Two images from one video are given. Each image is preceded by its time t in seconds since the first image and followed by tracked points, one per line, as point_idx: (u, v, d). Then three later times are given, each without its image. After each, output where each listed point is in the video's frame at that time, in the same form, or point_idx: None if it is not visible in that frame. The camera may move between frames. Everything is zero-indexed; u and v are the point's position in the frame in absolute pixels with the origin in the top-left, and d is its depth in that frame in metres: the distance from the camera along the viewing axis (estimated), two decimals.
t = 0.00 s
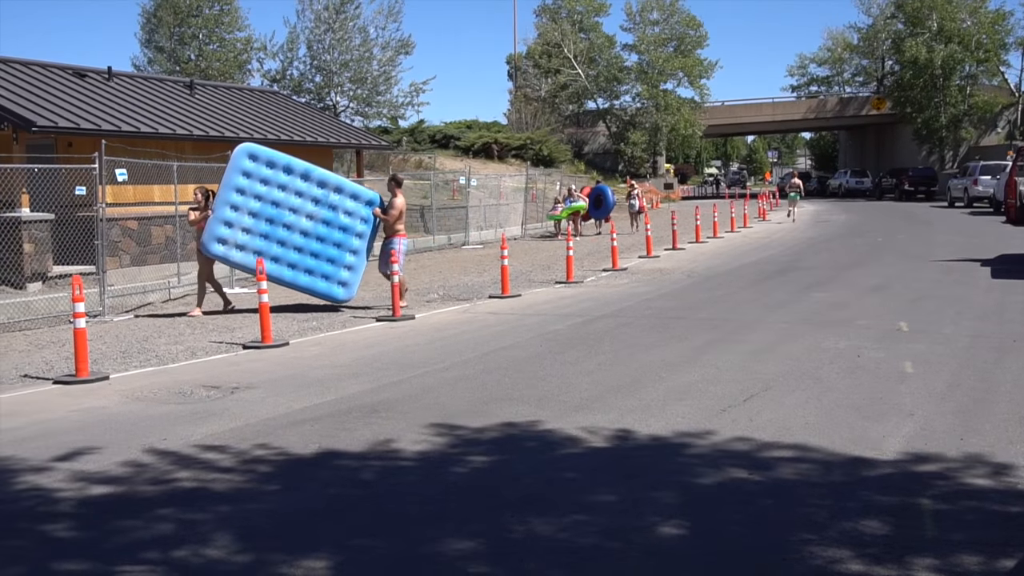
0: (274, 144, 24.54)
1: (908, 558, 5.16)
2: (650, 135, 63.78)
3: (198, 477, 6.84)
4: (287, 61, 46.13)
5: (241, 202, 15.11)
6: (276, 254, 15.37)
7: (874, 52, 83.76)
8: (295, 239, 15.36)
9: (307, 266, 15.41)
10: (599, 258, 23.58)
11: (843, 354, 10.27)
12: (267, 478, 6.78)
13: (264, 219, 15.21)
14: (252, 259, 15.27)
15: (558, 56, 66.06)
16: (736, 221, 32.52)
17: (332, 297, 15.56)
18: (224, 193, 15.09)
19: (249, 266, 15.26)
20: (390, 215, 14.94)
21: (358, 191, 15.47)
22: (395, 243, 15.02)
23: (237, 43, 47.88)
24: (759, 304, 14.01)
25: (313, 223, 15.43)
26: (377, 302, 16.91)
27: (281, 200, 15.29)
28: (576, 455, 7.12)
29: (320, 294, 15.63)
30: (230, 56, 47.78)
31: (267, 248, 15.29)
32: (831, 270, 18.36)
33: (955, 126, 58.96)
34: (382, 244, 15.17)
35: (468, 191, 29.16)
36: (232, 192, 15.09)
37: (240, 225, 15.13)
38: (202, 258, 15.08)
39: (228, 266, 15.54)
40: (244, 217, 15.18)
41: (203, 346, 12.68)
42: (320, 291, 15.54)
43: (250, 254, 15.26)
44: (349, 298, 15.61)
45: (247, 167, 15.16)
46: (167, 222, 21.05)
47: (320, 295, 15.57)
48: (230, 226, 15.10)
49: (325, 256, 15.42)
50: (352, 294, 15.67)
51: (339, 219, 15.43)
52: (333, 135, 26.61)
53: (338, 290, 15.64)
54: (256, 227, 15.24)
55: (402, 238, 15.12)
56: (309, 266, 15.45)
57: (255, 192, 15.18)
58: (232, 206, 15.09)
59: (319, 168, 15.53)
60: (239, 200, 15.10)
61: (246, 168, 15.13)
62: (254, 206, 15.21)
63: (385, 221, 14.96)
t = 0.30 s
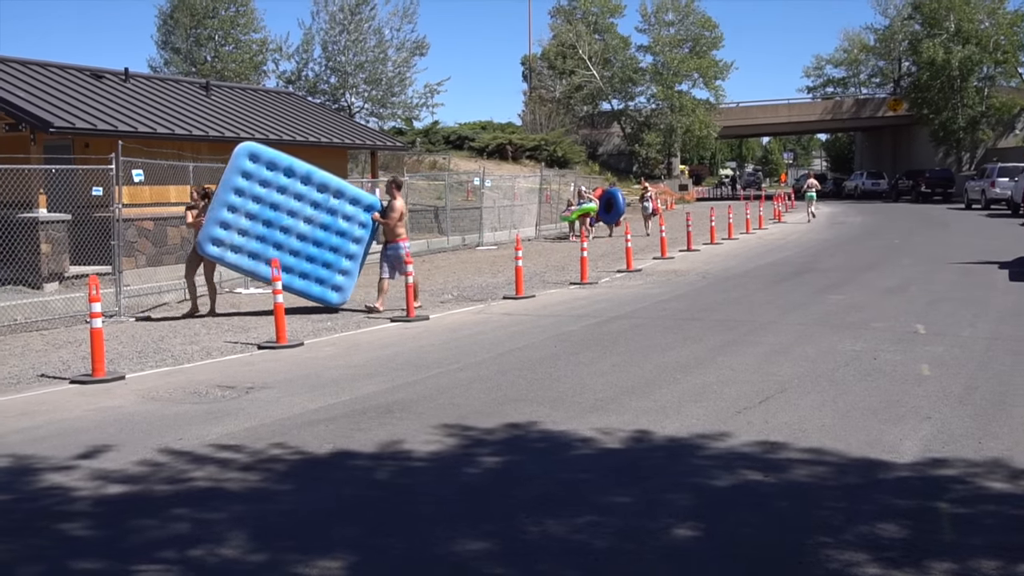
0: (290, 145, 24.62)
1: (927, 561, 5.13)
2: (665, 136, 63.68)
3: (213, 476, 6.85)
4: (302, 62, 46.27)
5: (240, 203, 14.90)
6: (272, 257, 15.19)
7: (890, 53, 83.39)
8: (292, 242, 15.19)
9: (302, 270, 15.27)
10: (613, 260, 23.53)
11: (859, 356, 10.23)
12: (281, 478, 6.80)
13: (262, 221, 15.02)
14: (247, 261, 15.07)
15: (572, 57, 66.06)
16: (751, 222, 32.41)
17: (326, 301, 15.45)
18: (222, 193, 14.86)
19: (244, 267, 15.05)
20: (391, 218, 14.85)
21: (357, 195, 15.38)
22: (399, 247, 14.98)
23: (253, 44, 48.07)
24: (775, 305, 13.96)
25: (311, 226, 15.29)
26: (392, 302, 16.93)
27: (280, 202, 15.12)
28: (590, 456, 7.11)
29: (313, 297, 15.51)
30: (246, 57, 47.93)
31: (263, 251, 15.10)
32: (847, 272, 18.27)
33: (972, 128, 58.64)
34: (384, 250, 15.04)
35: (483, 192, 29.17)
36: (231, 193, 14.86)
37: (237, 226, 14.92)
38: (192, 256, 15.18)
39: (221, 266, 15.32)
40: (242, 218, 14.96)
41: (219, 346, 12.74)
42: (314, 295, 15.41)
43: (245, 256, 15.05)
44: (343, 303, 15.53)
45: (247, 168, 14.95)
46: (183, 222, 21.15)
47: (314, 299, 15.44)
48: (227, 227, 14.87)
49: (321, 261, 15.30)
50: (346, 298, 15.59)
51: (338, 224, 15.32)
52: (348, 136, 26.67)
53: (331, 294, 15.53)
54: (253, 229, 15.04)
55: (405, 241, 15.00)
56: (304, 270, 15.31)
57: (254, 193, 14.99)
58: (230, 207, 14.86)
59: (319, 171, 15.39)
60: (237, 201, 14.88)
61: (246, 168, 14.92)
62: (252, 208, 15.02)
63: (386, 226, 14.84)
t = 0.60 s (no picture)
0: (300, 141, 24.65)
1: (939, 558, 5.11)
2: (674, 131, 63.55)
3: (226, 472, 6.87)
4: (311, 58, 46.33)
5: (229, 206, 14.44)
6: (262, 258, 14.85)
7: (901, 48, 83.04)
8: (282, 243, 14.87)
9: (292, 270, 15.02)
10: (623, 256, 23.50)
11: (870, 352, 10.20)
12: (292, 473, 6.81)
13: (251, 223, 14.61)
14: (237, 264, 14.71)
15: (582, 53, 66.02)
16: (761, 217, 32.30)
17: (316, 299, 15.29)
18: (211, 196, 14.34)
19: (233, 269, 14.69)
20: (382, 213, 14.82)
21: (348, 193, 15.09)
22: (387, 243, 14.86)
23: (262, 40, 48.13)
24: (786, 301, 13.92)
25: (301, 226, 14.97)
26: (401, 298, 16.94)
27: (269, 203, 14.70)
28: (601, 452, 7.10)
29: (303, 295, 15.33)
30: (255, 54, 47.99)
31: (252, 253, 14.75)
32: (858, 268, 18.21)
33: (983, 122, 58.35)
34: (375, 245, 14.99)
35: (492, 188, 29.17)
36: (220, 196, 14.36)
37: (226, 229, 14.48)
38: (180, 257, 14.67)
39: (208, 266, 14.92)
40: (230, 221, 14.53)
41: (230, 341, 12.79)
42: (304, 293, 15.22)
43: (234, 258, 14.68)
44: (332, 299, 15.41)
45: (236, 170, 14.41)
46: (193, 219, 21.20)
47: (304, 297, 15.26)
48: (215, 230, 14.42)
49: (312, 260, 15.06)
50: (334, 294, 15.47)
51: (328, 222, 15.04)
52: (357, 132, 26.71)
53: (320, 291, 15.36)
54: (242, 231, 14.61)
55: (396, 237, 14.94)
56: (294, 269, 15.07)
57: (243, 195, 14.51)
58: (219, 210, 14.39)
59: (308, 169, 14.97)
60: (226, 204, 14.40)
61: (234, 171, 14.37)
62: (240, 209, 14.57)
63: (377, 220, 14.80)
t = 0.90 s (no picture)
0: (312, 137, 24.69)
1: (955, 555, 5.09)
2: (686, 127, 63.40)
3: (241, 468, 6.89)
4: (323, 55, 46.38)
5: (223, 199, 14.24)
6: (258, 253, 14.67)
7: (914, 42, 82.57)
8: (278, 238, 14.69)
9: (289, 266, 14.85)
10: (636, 252, 23.46)
11: (885, 348, 10.15)
12: (306, 469, 6.82)
13: (246, 217, 14.42)
14: (232, 259, 14.51)
15: (594, 48, 65.92)
16: (774, 213, 32.20)
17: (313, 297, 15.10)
18: (205, 190, 14.14)
19: (228, 265, 14.51)
20: (379, 211, 14.55)
21: (344, 188, 14.88)
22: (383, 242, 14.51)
23: (274, 37, 48.21)
24: (799, 297, 13.87)
25: (297, 220, 14.77)
26: (413, 295, 16.95)
27: (265, 197, 14.50)
28: (615, 448, 7.10)
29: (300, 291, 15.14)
30: (268, 50, 48.07)
31: (247, 248, 14.55)
32: (872, 263, 18.13)
33: (998, 118, 57.96)
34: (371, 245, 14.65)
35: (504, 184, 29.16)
36: (214, 189, 14.16)
37: (221, 223, 14.29)
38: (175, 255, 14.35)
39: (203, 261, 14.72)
40: (225, 215, 14.34)
41: (243, 338, 12.81)
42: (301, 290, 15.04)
43: (229, 254, 14.49)
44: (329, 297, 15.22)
45: (230, 163, 14.20)
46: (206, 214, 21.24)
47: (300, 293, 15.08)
48: (210, 225, 14.23)
49: (308, 256, 14.87)
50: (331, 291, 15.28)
51: (325, 218, 14.85)
52: (370, 128, 26.72)
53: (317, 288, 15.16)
54: (237, 225, 14.44)
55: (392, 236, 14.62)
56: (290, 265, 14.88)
57: (238, 188, 14.31)
58: (213, 203, 14.20)
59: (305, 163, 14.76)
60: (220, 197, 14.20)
61: (228, 164, 14.16)
62: (234, 203, 14.37)
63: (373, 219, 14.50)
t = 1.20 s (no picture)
0: (328, 133, 24.74)
1: (972, 553, 5.06)
2: (702, 123, 63.21)
3: (256, 462, 6.92)
4: (339, 50, 46.44)
5: (221, 189, 14.00)
6: (259, 246, 14.31)
7: (932, 38, 82.11)
8: (279, 230, 14.35)
9: (291, 259, 14.45)
10: (651, 248, 23.42)
11: (902, 345, 10.11)
12: (321, 463, 6.84)
13: (245, 208, 14.14)
14: (232, 253, 14.14)
15: (609, 44, 65.85)
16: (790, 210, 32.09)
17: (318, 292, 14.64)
18: (202, 180, 13.93)
19: (229, 259, 14.15)
20: (379, 204, 14.36)
21: (345, 178, 14.57)
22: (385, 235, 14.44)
23: (290, 32, 48.40)
24: (816, 294, 13.81)
25: (298, 212, 14.46)
26: (429, 290, 16.97)
27: (264, 187, 14.24)
28: (630, 444, 7.09)
29: (304, 288, 14.69)
30: (283, 45, 48.24)
31: (248, 241, 14.21)
32: (890, 260, 18.05)
33: (1016, 114, 57.52)
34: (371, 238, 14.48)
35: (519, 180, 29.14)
36: (211, 179, 13.94)
37: (220, 215, 14.00)
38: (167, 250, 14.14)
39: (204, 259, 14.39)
40: (224, 206, 14.06)
41: (259, 332, 12.84)
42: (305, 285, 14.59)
43: (230, 247, 14.15)
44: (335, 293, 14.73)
45: (227, 152, 14.03)
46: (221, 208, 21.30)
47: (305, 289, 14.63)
48: (208, 216, 13.95)
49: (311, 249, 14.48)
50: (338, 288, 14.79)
51: (326, 208, 14.51)
52: (385, 124, 26.74)
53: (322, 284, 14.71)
54: (236, 217, 14.14)
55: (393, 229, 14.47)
56: (293, 259, 14.48)
57: (236, 178, 14.08)
58: (211, 194, 13.95)
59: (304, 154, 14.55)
60: (218, 186, 13.96)
61: (225, 153, 14.00)
62: (233, 194, 14.12)
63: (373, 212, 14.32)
